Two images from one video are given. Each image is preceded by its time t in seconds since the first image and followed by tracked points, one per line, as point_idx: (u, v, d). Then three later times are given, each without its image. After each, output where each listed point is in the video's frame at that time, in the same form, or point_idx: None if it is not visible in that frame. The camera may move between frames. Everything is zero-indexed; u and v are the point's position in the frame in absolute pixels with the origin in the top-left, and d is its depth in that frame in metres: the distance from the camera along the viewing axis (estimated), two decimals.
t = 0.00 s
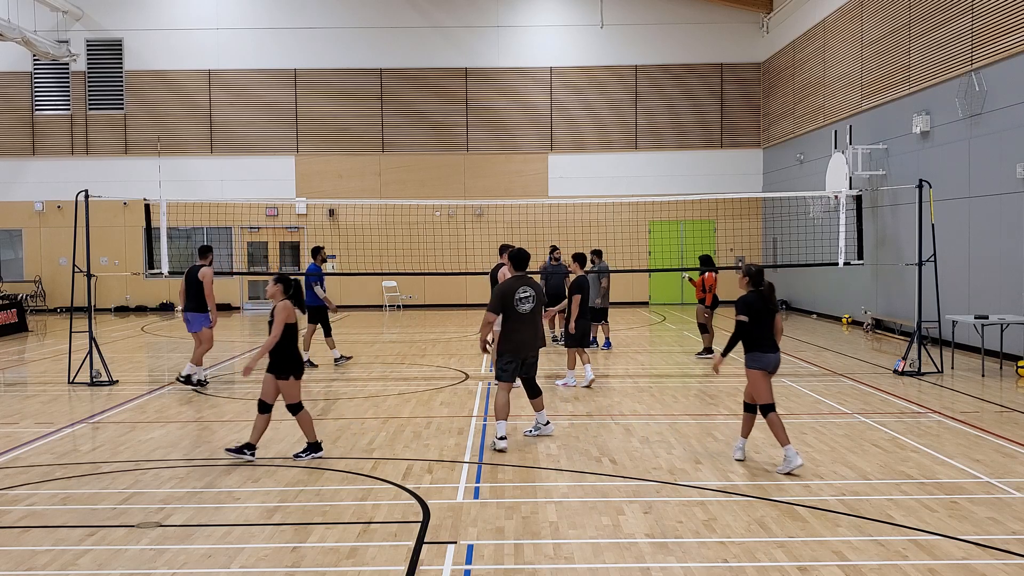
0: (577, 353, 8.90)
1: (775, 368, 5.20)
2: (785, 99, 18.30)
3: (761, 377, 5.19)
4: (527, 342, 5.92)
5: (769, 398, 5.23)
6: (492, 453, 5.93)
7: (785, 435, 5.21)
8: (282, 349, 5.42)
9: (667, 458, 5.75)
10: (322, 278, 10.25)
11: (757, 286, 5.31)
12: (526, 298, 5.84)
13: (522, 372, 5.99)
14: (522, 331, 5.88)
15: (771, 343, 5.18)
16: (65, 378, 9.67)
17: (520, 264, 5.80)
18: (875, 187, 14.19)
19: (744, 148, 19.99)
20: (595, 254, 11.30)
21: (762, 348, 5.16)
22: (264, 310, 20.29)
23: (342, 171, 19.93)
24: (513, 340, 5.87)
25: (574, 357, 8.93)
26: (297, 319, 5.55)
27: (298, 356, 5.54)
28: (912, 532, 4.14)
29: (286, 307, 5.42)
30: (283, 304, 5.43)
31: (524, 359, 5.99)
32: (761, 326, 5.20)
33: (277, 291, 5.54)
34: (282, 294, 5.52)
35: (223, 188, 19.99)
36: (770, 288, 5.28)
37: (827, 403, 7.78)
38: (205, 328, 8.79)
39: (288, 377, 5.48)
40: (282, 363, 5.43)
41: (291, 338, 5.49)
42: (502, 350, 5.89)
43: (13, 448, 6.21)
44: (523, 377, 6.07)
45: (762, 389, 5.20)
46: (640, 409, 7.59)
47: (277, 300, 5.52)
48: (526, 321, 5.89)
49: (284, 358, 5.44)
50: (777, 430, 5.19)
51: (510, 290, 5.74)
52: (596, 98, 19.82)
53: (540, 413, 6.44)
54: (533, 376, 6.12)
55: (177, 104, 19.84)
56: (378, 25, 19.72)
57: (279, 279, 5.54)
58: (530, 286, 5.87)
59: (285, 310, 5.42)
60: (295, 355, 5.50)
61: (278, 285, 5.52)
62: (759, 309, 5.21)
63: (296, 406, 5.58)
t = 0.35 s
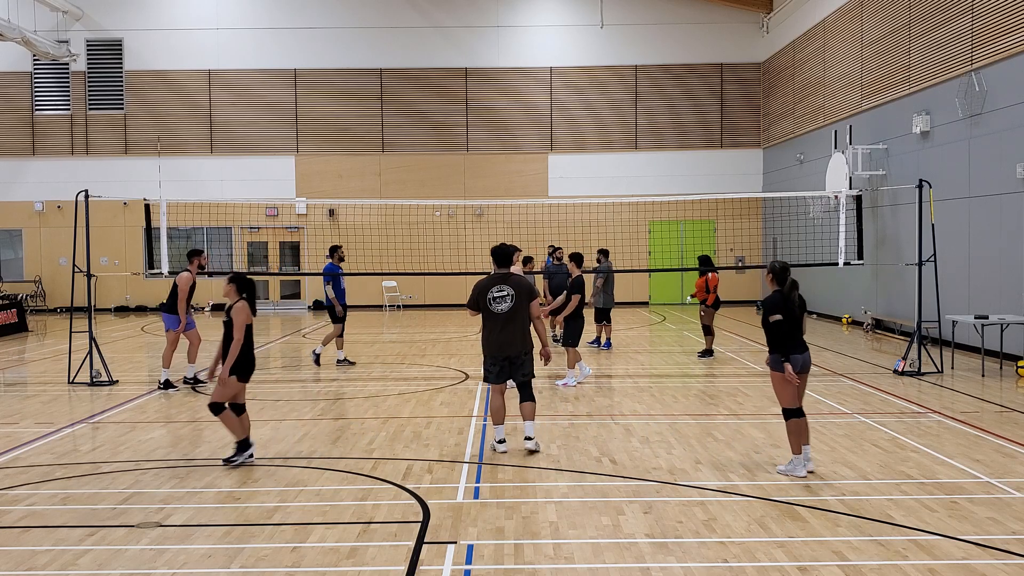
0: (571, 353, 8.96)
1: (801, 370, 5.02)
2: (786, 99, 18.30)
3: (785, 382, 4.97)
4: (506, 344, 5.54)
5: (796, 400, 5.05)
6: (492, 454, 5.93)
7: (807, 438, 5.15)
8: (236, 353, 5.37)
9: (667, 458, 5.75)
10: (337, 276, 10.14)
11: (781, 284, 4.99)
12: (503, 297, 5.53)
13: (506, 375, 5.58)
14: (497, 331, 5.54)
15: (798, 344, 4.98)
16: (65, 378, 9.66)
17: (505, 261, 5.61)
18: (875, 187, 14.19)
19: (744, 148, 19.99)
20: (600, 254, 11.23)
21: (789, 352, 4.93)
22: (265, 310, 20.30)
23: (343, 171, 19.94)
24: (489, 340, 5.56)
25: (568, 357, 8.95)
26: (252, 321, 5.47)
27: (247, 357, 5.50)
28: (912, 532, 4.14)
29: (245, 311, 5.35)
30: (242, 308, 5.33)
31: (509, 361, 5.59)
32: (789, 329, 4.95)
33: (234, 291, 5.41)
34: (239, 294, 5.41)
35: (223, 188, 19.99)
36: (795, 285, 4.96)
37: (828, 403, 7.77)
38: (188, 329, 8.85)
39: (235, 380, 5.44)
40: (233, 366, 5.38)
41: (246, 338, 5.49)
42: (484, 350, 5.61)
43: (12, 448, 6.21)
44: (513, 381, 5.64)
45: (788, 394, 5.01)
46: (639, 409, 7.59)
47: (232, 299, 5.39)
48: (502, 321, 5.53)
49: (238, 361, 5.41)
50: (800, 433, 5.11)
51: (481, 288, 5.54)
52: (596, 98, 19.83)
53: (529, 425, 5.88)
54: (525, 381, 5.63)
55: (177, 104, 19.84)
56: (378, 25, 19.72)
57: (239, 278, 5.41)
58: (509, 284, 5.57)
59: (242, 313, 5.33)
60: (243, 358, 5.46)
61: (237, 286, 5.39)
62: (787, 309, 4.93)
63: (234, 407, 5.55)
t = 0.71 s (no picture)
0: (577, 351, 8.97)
1: (818, 376, 4.83)
2: (786, 99, 18.30)
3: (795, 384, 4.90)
4: (493, 351, 5.29)
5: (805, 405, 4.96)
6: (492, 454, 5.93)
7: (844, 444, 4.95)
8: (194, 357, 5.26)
9: (667, 458, 5.75)
10: (351, 277, 10.19)
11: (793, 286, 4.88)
12: (494, 303, 5.27)
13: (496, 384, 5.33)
14: (488, 336, 5.32)
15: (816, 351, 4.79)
16: (65, 378, 9.66)
17: (507, 266, 5.24)
18: (875, 187, 14.19)
19: (744, 148, 19.99)
20: (601, 254, 11.21)
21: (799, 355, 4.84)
22: (265, 310, 20.30)
23: (343, 171, 19.94)
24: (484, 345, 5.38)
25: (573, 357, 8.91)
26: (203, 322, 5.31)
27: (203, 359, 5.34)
28: (912, 532, 4.14)
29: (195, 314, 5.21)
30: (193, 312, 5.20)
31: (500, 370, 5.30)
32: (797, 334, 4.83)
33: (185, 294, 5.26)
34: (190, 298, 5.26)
35: (223, 188, 19.98)
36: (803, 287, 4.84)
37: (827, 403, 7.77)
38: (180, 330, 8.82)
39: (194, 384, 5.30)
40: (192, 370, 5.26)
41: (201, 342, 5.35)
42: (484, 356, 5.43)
43: (12, 448, 6.20)
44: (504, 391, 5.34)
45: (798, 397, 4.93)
46: (640, 409, 7.59)
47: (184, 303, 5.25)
48: (492, 327, 5.32)
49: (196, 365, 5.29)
50: (834, 441, 4.91)
51: (478, 290, 5.35)
52: (596, 98, 19.83)
53: (511, 441, 5.34)
54: (515, 393, 5.27)
55: (177, 104, 19.84)
56: (378, 25, 19.72)
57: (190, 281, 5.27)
58: (502, 288, 5.26)
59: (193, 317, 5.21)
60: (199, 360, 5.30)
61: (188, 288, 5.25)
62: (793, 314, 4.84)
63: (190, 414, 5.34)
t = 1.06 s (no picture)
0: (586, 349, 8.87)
1: (836, 377, 4.79)
2: (785, 99, 18.29)
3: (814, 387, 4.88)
4: (494, 349, 5.23)
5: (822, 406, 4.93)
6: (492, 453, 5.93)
7: (853, 452, 4.87)
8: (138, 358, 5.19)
9: (667, 458, 5.75)
10: (368, 278, 10.08)
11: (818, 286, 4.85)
12: (497, 298, 5.21)
13: (494, 384, 5.25)
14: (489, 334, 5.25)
15: (834, 354, 4.75)
16: (65, 378, 9.66)
17: (511, 262, 5.30)
18: (875, 187, 14.19)
19: (744, 148, 20.00)
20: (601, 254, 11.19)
21: (820, 356, 4.80)
22: (265, 310, 20.31)
23: (343, 171, 19.94)
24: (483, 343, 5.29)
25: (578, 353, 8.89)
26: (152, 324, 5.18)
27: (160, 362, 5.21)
28: (912, 532, 4.14)
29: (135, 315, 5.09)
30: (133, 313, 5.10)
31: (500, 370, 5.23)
32: (816, 334, 4.81)
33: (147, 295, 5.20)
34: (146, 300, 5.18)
35: (223, 188, 19.98)
36: (832, 287, 4.77)
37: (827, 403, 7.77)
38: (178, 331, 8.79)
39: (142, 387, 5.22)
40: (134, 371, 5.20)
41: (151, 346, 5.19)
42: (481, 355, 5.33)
43: (12, 448, 6.20)
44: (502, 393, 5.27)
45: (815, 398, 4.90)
46: (640, 409, 7.60)
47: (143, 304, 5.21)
48: (493, 323, 5.25)
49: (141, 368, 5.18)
50: (845, 447, 4.85)
51: (479, 285, 5.28)
52: (596, 98, 19.83)
53: (509, 445, 5.38)
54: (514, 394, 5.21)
55: (177, 104, 19.84)
56: (378, 25, 19.72)
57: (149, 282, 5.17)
58: (504, 284, 5.21)
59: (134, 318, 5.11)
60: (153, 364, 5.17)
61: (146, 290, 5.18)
62: (815, 313, 4.80)
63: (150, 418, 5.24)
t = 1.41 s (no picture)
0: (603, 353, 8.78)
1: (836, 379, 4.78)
2: (785, 99, 18.29)
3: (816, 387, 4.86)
4: (495, 356, 5.04)
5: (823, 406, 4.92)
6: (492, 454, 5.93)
7: (852, 452, 4.87)
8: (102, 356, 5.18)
9: (667, 458, 5.75)
10: (384, 277, 10.09)
11: (830, 287, 4.84)
12: (495, 302, 5.05)
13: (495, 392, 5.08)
14: (488, 340, 5.05)
15: (839, 354, 4.75)
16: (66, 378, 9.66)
17: (505, 265, 5.18)
18: (875, 187, 14.19)
19: (744, 148, 20.00)
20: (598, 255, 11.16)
21: (827, 358, 4.76)
22: (265, 310, 20.32)
23: (343, 171, 19.94)
24: (480, 350, 5.08)
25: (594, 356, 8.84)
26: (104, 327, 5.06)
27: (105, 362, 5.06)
28: (912, 532, 4.14)
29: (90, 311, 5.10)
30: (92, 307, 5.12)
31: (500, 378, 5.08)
32: (825, 334, 4.77)
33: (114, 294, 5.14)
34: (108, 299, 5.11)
35: (223, 188, 19.99)
36: (846, 288, 4.76)
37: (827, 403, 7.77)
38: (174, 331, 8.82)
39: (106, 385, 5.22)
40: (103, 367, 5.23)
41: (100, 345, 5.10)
42: (474, 361, 5.10)
43: (12, 448, 6.20)
44: (502, 400, 5.12)
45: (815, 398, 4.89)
46: (640, 409, 7.60)
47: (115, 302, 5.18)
48: (490, 327, 5.06)
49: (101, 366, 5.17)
50: (844, 447, 4.85)
51: (474, 288, 5.10)
52: (596, 98, 19.83)
53: (511, 447, 5.34)
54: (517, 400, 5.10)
55: (177, 104, 19.84)
56: (378, 25, 19.72)
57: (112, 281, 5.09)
58: (502, 288, 5.07)
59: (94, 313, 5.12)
60: (98, 363, 5.07)
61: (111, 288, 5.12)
62: (825, 313, 4.78)
63: (83, 412, 5.18)
